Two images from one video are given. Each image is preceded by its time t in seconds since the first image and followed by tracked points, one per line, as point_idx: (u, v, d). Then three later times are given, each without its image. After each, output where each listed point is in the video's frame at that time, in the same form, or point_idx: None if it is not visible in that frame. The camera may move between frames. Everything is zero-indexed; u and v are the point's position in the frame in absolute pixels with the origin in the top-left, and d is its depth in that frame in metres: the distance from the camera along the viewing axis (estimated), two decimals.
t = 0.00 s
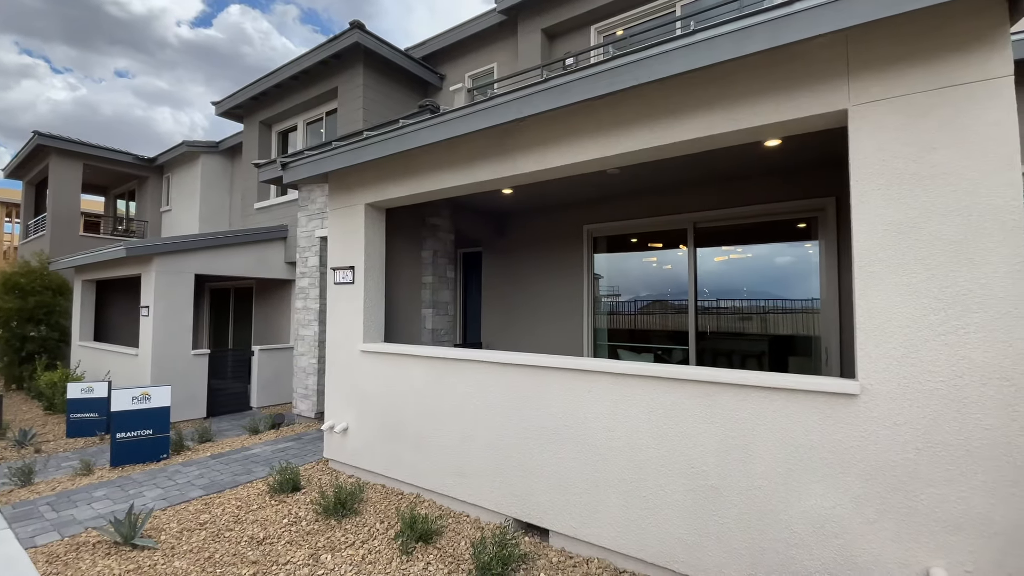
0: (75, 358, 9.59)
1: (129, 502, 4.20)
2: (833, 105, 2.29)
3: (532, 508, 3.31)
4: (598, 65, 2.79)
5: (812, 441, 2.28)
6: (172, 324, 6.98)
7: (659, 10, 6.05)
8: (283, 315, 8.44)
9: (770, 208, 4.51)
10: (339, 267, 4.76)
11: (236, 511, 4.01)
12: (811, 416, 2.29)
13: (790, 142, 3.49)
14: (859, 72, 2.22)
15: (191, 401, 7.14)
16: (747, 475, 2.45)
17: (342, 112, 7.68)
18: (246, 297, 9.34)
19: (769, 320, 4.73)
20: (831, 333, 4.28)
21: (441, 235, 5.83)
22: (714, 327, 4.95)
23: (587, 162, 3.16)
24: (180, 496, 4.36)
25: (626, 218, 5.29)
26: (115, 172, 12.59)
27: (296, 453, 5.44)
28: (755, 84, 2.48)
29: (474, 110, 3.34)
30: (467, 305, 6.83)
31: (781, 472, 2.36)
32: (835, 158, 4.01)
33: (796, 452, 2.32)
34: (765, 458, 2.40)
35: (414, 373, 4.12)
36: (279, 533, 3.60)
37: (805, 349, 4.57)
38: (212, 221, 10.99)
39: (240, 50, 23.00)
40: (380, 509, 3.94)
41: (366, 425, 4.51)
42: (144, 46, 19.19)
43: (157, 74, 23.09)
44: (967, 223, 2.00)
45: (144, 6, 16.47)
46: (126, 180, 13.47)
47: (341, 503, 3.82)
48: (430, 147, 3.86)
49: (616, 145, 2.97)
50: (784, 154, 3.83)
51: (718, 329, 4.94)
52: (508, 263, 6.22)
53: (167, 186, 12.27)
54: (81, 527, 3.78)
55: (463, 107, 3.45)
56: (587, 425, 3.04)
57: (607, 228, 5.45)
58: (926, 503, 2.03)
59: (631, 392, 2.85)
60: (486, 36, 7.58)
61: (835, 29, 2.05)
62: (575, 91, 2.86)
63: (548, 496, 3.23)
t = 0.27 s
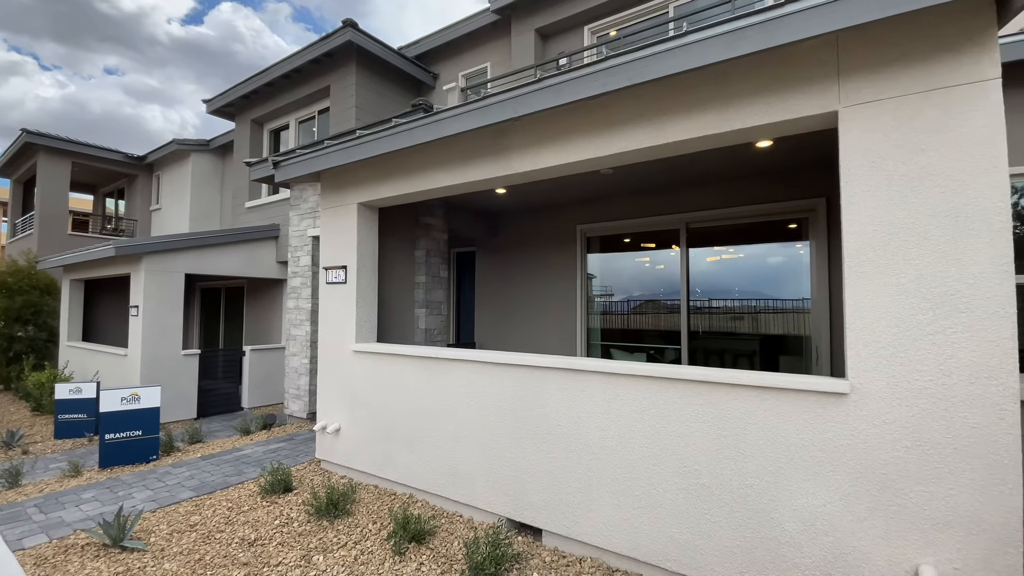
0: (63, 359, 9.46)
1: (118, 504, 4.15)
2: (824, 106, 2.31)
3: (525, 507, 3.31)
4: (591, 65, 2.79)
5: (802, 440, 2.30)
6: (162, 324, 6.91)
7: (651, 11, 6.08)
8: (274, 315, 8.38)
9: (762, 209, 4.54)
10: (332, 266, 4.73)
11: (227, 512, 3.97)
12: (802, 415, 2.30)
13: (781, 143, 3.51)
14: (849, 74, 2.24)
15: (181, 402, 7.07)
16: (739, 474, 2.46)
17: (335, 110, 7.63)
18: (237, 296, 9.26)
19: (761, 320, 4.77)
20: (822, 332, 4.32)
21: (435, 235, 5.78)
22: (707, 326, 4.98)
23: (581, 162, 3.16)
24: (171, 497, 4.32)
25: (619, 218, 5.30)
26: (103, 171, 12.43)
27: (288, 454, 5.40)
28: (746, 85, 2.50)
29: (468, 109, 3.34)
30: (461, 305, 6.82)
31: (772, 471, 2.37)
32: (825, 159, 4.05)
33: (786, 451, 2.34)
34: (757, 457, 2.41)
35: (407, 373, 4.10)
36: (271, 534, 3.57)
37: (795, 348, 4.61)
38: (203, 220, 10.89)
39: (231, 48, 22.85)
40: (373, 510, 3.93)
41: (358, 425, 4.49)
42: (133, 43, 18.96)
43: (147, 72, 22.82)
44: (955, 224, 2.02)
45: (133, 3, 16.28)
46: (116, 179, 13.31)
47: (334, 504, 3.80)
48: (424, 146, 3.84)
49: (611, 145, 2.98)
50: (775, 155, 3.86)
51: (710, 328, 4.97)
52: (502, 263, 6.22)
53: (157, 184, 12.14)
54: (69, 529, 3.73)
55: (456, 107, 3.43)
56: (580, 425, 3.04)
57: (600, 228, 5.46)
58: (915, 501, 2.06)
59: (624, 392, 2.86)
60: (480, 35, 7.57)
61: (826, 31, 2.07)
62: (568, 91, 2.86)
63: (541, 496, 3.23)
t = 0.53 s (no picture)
0: (56, 360, 9.38)
1: (111, 507, 4.13)
2: (817, 110, 2.33)
3: (521, 509, 3.31)
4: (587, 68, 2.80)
5: (796, 441, 2.31)
6: (156, 325, 6.87)
7: (647, 14, 6.11)
8: (270, 316, 8.34)
9: (757, 210, 4.56)
10: (327, 267, 4.72)
11: (222, 514, 3.95)
12: (796, 415, 2.31)
13: (775, 146, 3.54)
14: (842, 78, 2.26)
15: (175, 404, 7.03)
16: (734, 476, 2.47)
17: (330, 111, 7.61)
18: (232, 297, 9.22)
19: (756, 321, 4.79)
20: (816, 333, 4.35)
21: (430, 236, 5.80)
22: (702, 327, 5.00)
23: (576, 164, 3.17)
24: (164, 499, 4.29)
25: (615, 219, 5.32)
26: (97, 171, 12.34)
27: (283, 456, 5.38)
28: (740, 88, 2.51)
29: (464, 110, 3.34)
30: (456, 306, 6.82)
31: (767, 472, 2.38)
32: (819, 162, 4.07)
33: (780, 452, 2.35)
34: (752, 458, 2.42)
35: (403, 375, 4.10)
36: (266, 537, 3.55)
37: (790, 349, 4.64)
38: (197, 221, 10.83)
39: (226, 47, 22.77)
40: (368, 511, 3.92)
41: (354, 426, 4.48)
42: (128, 42, 18.85)
43: (141, 71, 22.68)
44: (946, 227, 2.04)
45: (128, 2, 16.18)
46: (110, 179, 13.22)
47: (329, 506, 3.78)
48: (420, 147, 3.84)
49: (607, 147, 2.98)
50: (770, 157, 3.89)
51: (706, 329, 4.99)
52: (498, 264, 6.22)
53: (151, 185, 12.07)
54: (62, 532, 3.70)
55: (452, 108, 3.43)
56: (576, 426, 3.05)
57: (596, 229, 5.48)
58: (908, 501, 2.07)
59: (619, 393, 2.87)
60: (476, 37, 7.58)
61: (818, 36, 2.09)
62: (564, 93, 2.87)
63: (537, 497, 3.23)
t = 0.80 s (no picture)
0: (54, 362, 9.36)
1: (109, 509, 4.12)
2: (814, 112, 2.34)
3: (519, 510, 3.31)
4: (585, 70, 2.81)
5: (795, 442, 2.31)
6: (154, 327, 6.85)
7: (645, 16, 6.13)
8: (268, 318, 8.33)
9: (755, 212, 4.57)
10: (326, 269, 4.72)
11: (220, 516, 3.94)
12: (794, 417, 2.32)
13: (773, 148, 3.55)
14: (839, 81, 2.27)
15: (174, 405, 7.02)
16: (731, 477, 2.47)
17: (329, 113, 7.62)
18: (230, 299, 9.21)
19: (754, 323, 4.80)
20: (813, 335, 4.37)
21: (429, 237, 5.80)
22: (700, 328, 5.01)
23: (575, 166, 3.18)
24: (162, 501, 4.28)
25: (613, 221, 5.33)
26: (96, 172, 12.33)
27: (282, 458, 5.37)
28: (738, 91, 2.52)
29: (463, 112, 3.34)
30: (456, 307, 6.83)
31: (765, 474, 2.38)
32: (816, 164, 4.09)
33: (778, 454, 2.35)
34: (749, 459, 2.42)
35: (402, 376, 4.10)
36: (264, 539, 3.54)
37: (788, 351, 4.65)
38: (196, 222, 10.82)
39: (226, 49, 22.79)
40: (367, 513, 3.92)
41: (352, 428, 4.48)
42: (127, 43, 18.83)
43: (140, 72, 22.66)
44: (942, 229, 2.05)
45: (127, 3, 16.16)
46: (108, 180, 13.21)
47: (327, 507, 3.78)
48: (419, 149, 3.84)
49: (605, 149, 2.99)
50: (767, 160, 3.90)
51: (704, 331, 5.00)
52: (497, 266, 6.23)
53: (150, 186, 12.06)
54: (59, 534, 3.69)
55: (451, 110, 3.44)
56: (574, 427, 3.06)
57: (594, 231, 5.49)
58: (904, 502, 2.08)
59: (618, 394, 2.87)
60: (475, 39, 7.61)
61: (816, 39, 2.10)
62: (563, 95, 2.88)
63: (535, 498, 3.23)
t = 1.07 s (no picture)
0: (56, 364, 9.38)
1: (111, 511, 4.12)
2: (813, 115, 2.34)
3: (520, 512, 3.31)
4: (585, 74, 2.82)
5: (795, 444, 2.31)
6: (156, 329, 6.88)
7: (646, 19, 6.16)
8: (270, 320, 8.35)
9: (756, 214, 4.57)
10: (327, 271, 4.73)
11: (221, 518, 3.95)
12: (794, 419, 2.32)
13: (773, 151, 3.56)
14: (838, 85, 2.28)
15: (176, 408, 7.04)
16: (732, 479, 2.47)
17: (331, 116, 7.66)
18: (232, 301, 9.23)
19: (756, 325, 4.80)
20: (815, 337, 4.37)
21: (430, 240, 5.82)
22: (701, 330, 5.01)
23: (575, 168, 3.18)
24: (164, 504, 4.29)
25: (614, 223, 5.34)
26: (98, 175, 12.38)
27: (283, 460, 5.38)
28: (737, 94, 2.53)
29: (464, 115, 3.36)
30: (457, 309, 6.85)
31: (766, 476, 2.38)
32: (816, 166, 4.10)
33: (779, 456, 2.34)
34: (750, 462, 2.42)
35: (403, 378, 4.10)
36: (265, 541, 3.55)
37: (790, 353, 4.65)
38: (198, 225, 10.85)
39: (228, 52, 22.91)
40: (368, 516, 3.92)
41: (353, 431, 4.48)
42: (130, 47, 18.94)
43: (143, 76, 22.76)
44: (941, 231, 2.06)
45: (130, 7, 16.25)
46: (111, 183, 13.27)
47: (328, 510, 3.78)
48: (420, 152, 3.86)
49: (606, 152, 3.00)
50: (767, 162, 3.91)
51: (706, 333, 5.00)
52: (498, 268, 6.24)
53: (152, 189, 12.11)
54: (61, 536, 3.70)
55: (452, 113, 3.45)
56: (575, 430, 3.06)
57: (595, 233, 5.50)
58: (905, 505, 2.07)
59: (619, 397, 2.87)
60: (476, 42, 7.64)
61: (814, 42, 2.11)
62: (563, 99, 2.89)
63: (536, 500, 3.23)
